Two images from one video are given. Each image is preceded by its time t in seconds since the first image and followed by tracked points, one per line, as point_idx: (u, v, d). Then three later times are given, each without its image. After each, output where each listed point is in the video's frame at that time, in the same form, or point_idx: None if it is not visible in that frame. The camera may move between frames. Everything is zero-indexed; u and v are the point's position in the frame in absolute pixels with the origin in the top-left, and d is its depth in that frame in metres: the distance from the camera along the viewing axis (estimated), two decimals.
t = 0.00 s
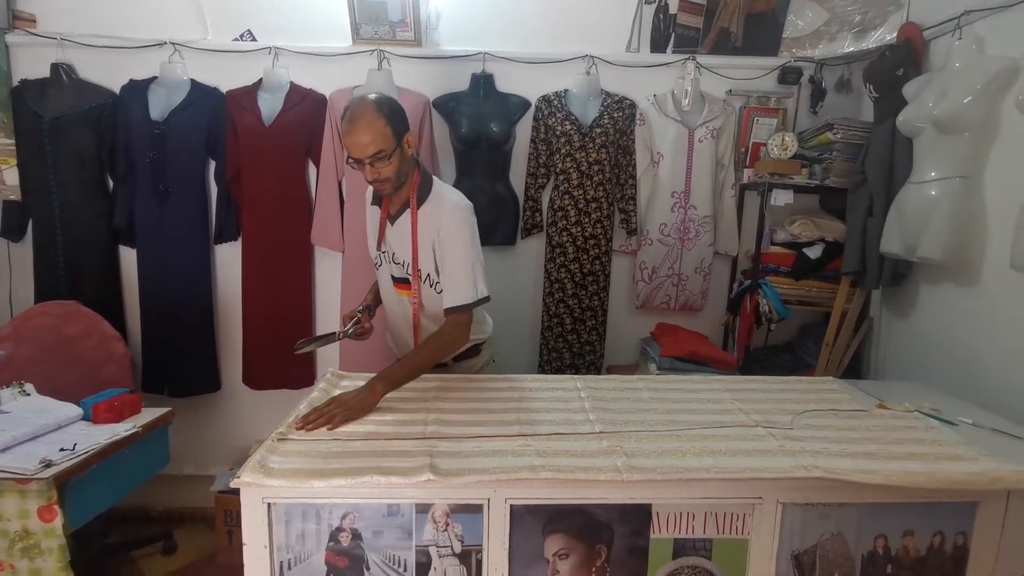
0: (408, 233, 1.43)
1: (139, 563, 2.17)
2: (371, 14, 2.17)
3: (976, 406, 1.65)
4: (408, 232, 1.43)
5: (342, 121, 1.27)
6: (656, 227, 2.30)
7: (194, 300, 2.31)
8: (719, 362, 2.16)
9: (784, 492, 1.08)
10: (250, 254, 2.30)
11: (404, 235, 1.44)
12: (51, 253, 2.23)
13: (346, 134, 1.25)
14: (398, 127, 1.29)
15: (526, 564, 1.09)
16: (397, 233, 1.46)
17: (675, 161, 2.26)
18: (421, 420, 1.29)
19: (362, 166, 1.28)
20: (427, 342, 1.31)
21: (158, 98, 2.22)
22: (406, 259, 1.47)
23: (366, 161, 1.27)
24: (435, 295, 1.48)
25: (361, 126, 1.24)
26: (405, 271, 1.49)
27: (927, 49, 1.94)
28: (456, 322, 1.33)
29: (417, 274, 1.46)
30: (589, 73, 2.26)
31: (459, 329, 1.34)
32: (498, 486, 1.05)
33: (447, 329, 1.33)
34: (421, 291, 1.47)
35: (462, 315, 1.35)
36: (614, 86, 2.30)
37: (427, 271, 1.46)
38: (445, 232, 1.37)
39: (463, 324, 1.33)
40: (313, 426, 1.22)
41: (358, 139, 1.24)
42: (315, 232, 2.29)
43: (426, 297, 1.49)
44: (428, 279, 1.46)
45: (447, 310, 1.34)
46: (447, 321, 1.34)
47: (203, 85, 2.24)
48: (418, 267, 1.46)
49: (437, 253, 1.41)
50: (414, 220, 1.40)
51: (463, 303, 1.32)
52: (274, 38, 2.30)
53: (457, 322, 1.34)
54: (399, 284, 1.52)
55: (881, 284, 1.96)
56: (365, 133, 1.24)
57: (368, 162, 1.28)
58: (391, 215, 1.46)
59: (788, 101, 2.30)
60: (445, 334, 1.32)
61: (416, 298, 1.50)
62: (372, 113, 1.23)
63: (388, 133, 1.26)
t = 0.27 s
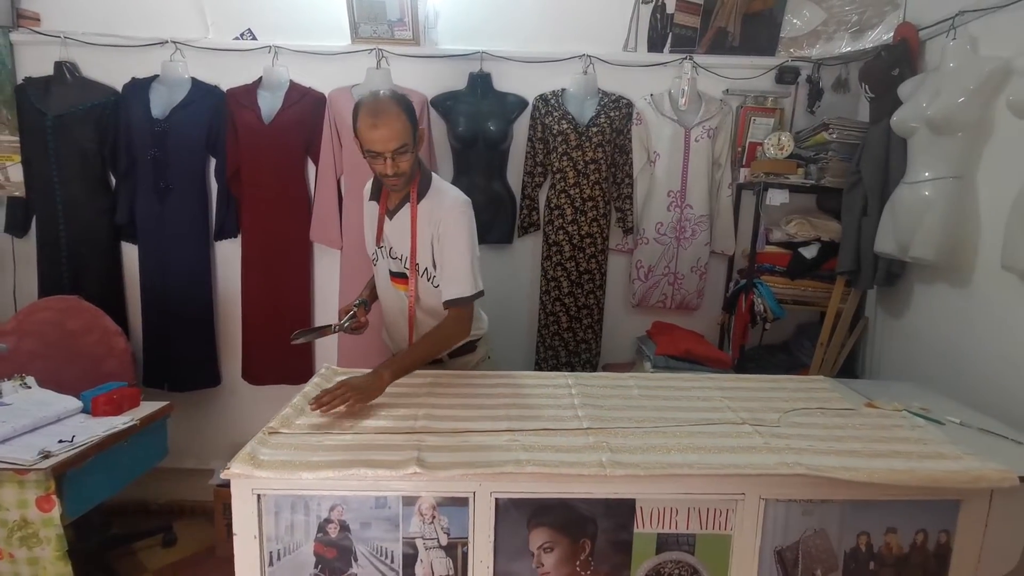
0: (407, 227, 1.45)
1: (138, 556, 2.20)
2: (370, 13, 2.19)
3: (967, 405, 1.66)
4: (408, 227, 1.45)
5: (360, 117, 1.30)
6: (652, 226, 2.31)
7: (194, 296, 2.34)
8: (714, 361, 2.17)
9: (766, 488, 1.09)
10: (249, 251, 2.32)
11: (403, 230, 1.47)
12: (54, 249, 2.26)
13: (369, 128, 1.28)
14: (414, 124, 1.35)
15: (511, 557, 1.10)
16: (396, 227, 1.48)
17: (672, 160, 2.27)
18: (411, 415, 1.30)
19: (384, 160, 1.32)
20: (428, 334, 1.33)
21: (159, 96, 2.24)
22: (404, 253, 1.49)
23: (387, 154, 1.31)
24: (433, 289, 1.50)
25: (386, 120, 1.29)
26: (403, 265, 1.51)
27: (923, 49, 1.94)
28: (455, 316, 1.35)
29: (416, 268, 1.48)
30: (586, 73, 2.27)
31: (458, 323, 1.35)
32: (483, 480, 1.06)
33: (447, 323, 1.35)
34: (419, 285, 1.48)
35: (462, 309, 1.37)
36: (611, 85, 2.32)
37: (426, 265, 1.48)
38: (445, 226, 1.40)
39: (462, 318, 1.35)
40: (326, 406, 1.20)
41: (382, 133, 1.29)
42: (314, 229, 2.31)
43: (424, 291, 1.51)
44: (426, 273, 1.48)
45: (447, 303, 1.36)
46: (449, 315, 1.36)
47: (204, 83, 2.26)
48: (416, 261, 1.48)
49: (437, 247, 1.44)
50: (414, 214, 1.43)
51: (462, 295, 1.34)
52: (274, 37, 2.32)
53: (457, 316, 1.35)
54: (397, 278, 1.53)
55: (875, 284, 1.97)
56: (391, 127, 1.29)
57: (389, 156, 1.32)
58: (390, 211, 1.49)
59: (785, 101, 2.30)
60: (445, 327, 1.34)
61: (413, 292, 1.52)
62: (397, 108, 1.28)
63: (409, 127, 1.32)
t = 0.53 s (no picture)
0: (407, 225, 1.47)
1: (136, 551, 2.22)
2: (366, 13, 2.21)
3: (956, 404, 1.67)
4: (408, 225, 1.46)
5: (371, 114, 1.30)
6: (647, 225, 2.32)
7: (192, 294, 2.35)
8: (707, 359, 2.19)
9: (751, 484, 1.10)
10: (246, 250, 2.34)
11: (403, 227, 1.48)
12: (53, 247, 2.28)
13: (382, 126, 1.29)
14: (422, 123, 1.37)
15: (498, 551, 1.12)
16: (396, 225, 1.49)
17: (666, 160, 2.28)
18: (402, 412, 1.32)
19: (395, 158, 1.32)
20: (437, 332, 1.31)
21: (157, 96, 2.26)
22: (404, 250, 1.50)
23: (398, 153, 1.32)
24: (433, 286, 1.51)
25: (399, 118, 1.29)
26: (402, 262, 1.52)
27: (915, 50, 1.95)
28: (459, 310, 1.35)
29: (416, 266, 1.50)
30: (581, 73, 2.29)
31: (463, 317, 1.35)
32: (471, 475, 1.08)
33: (452, 318, 1.34)
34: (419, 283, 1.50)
35: (466, 304, 1.37)
36: (606, 85, 2.33)
37: (426, 262, 1.49)
38: (446, 224, 1.41)
39: (466, 312, 1.35)
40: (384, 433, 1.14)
41: (395, 132, 1.29)
42: (311, 228, 2.33)
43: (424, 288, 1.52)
44: (426, 270, 1.50)
45: (451, 299, 1.37)
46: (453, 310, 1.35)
47: (201, 83, 2.28)
48: (417, 258, 1.49)
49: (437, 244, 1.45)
50: (415, 212, 1.44)
51: (463, 290, 1.35)
52: (271, 37, 2.34)
53: (460, 310, 1.35)
54: (395, 275, 1.54)
55: (867, 283, 1.98)
56: (404, 125, 1.30)
57: (400, 154, 1.33)
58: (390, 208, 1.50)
59: (779, 101, 2.31)
60: (451, 322, 1.33)
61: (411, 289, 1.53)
62: (410, 107, 1.29)
63: (419, 126, 1.33)
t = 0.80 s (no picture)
0: (404, 225, 1.47)
1: (129, 550, 2.22)
2: (358, 14, 2.21)
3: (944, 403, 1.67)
4: (406, 226, 1.46)
5: (372, 115, 1.32)
6: (638, 226, 2.33)
7: (184, 294, 2.36)
8: (697, 359, 2.19)
9: (732, 483, 1.11)
10: (239, 250, 2.35)
11: (399, 227, 1.47)
12: (45, 247, 2.29)
13: (383, 127, 1.31)
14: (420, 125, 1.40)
15: (481, 550, 1.12)
16: (392, 225, 1.48)
17: (657, 160, 2.28)
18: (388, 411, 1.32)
19: (395, 158, 1.35)
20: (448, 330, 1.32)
21: (149, 96, 2.26)
22: (400, 251, 1.50)
23: (399, 153, 1.35)
24: (431, 287, 1.54)
25: (400, 119, 1.32)
26: (398, 263, 1.52)
27: (904, 50, 1.96)
28: (461, 307, 1.35)
29: (415, 266, 1.51)
30: (573, 73, 2.29)
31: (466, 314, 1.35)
32: (453, 474, 1.08)
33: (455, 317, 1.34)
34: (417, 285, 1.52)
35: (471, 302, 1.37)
36: (598, 86, 2.33)
37: (423, 262, 1.51)
38: (443, 224, 1.43)
39: (471, 307, 1.35)
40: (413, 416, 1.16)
41: (396, 132, 1.32)
42: (303, 228, 2.33)
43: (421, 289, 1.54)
44: (425, 272, 1.52)
45: (454, 297, 1.37)
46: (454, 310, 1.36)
47: (194, 83, 2.28)
48: (414, 259, 1.50)
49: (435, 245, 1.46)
50: (412, 212, 1.45)
51: (468, 288, 1.36)
52: (263, 38, 2.34)
53: (463, 307, 1.35)
54: (389, 275, 1.54)
55: (857, 283, 1.98)
56: (405, 126, 1.33)
57: (401, 155, 1.35)
58: (385, 209, 1.49)
59: (770, 102, 2.32)
60: (454, 321, 1.33)
61: (407, 289, 1.54)
62: (411, 108, 1.33)
63: (419, 128, 1.36)
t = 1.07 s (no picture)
0: (404, 228, 1.46)
1: (121, 550, 2.23)
2: (349, 14, 2.21)
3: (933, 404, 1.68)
4: (405, 229, 1.46)
5: (373, 118, 1.30)
6: (630, 226, 2.33)
7: (176, 294, 2.36)
8: (689, 360, 2.19)
9: (715, 483, 1.11)
10: (231, 250, 2.35)
11: (398, 230, 1.47)
12: (38, 247, 2.29)
13: (384, 131, 1.29)
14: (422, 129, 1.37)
15: (465, 550, 1.12)
16: (391, 228, 1.48)
17: (649, 161, 2.29)
18: (374, 412, 1.32)
19: (396, 163, 1.32)
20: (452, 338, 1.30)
21: (141, 97, 2.26)
22: (399, 253, 1.50)
23: (399, 157, 1.32)
24: (430, 291, 1.55)
25: (402, 123, 1.30)
26: (397, 266, 1.53)
27: (894, 51, 1.96)
28: (461, 309, 1.32)
29: (415, 270, 1.51)
30: (565, 74, 2.30)
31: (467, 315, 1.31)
32: (436, 475, 1.08)
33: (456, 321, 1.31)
34: (417, 288, 1.53)
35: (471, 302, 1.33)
36: (589, 86, 2.34)
37: (423, 266, 1.51)
38: (442, 228, 1.40)
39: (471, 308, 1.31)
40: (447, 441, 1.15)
41: (397, 137, 1.29)
42: (296, 228, 2.34)
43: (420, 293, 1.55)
44: (425, 276, 1.52)
45: (453, 299, 1.33)
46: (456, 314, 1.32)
47: (186, 84, 2.29)
48: (414, 262, 1.50)
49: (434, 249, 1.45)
50: (412, 215, 1.44)
51: (468, 288, 1.32)
52: (255, 39, 2.35)
53: (463, 309, 1.32)
54: (386, 277, 1.55)
55: (847, 283, 1.99)
56: (407, 130, 1.30)
57: (402, 159, 1.33)
58: (386, 211, 1.48)
59: (761, 102, 2.32)
60: (458, 327, 1.30)
61: (406, 291, 1.56)
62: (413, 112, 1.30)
63: (421, 131, 1.33)
